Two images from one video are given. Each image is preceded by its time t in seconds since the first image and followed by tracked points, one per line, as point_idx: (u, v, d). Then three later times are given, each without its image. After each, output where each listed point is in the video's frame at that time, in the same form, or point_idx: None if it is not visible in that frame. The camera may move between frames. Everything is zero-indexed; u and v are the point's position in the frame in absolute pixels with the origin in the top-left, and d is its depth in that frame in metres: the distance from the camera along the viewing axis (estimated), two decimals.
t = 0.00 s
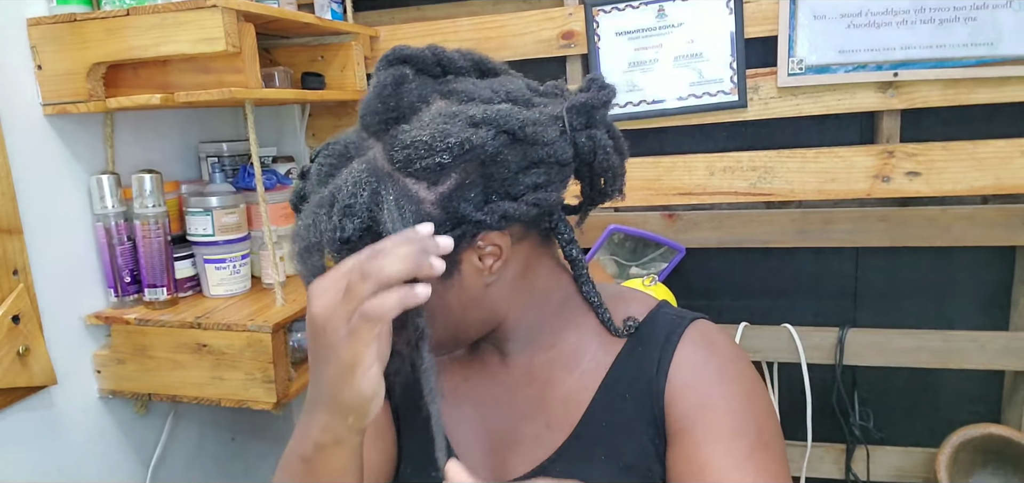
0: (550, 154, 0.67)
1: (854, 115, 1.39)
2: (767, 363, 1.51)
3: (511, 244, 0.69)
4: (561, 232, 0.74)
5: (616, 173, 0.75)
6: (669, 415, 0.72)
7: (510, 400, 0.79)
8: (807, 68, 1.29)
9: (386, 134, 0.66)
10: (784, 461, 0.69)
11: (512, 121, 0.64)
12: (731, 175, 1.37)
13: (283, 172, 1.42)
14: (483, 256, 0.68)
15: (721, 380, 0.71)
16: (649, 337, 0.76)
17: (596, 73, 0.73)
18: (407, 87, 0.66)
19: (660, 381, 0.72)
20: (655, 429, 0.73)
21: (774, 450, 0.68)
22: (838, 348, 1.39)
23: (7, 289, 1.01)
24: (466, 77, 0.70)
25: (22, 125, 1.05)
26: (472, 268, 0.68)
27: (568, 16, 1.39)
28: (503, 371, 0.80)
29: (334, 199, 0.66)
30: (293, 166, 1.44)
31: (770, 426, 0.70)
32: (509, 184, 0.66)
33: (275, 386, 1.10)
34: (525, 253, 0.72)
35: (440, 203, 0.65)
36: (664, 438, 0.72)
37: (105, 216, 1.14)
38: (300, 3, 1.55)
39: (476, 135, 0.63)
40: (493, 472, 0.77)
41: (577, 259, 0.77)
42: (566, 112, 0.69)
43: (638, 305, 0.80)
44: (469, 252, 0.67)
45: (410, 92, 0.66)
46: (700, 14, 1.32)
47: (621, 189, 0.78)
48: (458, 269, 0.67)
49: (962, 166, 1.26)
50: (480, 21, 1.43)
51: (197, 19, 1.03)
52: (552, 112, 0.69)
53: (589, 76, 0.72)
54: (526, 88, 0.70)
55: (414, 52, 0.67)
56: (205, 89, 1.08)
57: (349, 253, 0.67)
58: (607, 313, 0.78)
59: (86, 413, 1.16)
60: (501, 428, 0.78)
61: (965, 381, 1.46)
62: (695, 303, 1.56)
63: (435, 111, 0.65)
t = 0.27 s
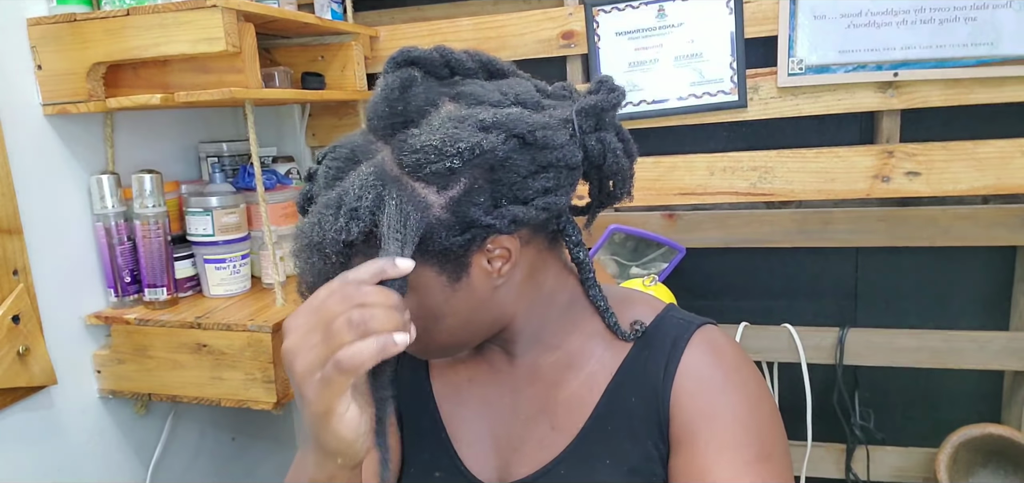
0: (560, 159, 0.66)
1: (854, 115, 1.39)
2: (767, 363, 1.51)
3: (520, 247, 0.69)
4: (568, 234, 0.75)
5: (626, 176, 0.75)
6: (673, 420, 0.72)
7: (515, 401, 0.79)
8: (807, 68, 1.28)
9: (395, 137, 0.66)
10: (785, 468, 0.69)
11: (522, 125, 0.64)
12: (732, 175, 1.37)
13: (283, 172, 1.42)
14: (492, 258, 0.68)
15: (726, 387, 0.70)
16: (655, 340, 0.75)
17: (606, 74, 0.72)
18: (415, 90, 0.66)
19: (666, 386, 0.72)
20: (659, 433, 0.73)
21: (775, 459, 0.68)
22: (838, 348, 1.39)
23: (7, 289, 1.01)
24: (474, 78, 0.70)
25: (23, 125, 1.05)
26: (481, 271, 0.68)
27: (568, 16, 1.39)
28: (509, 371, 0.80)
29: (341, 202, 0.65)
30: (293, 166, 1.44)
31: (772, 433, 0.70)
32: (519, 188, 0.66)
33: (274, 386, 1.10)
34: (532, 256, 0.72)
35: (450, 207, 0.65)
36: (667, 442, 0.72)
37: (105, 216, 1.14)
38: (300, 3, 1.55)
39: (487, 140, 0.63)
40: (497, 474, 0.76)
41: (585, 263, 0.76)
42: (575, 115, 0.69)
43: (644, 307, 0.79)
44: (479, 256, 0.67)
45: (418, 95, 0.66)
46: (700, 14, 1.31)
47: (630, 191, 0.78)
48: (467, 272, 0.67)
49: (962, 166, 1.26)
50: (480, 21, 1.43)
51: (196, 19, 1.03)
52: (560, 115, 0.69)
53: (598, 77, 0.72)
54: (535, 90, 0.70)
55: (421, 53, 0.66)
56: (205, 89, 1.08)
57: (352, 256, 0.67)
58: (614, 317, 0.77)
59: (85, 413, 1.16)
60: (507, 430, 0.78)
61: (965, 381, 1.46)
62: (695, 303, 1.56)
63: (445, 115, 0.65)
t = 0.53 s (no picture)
0: (570, 157, 0.66)
1: (854, 115, 1.39)
2: (767, 363, 1.51)
3: (529, 245, 0.69)
4: (573, 233, 0.73)
5: (632, 175, 0.76)
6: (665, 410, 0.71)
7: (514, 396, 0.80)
8: (807, 68, 1.28)
9: (406, 135, 0.66)
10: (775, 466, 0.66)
11: (533, 123, 0.64)
12: (732, 175, 1.36)
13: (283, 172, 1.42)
14: (500, 256, 0.68)
15: (717, 379, 0.69)
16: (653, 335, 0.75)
17: (613, 74, 0.72)
18: (427, 87, 0.66)
19: (660, 377, 0.72)
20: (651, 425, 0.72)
21: (765, 454, 0.66)
22: (838, 349, 1.39)
23: (7, 289, 1.01)
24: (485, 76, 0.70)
25: (23, 126, 1.05)
26: (489, 268, 0.68)
27: (568, 17, 1.39)
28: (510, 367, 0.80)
29: (352, 198, 0.66)
30: (293, 166, 1.44)
31: (764, 429, 0.67)
32: (529, 186, 0.65)
33: (274, 386, 1.10)
34: (540, 254, 0.72)
35: (461, 204, 0.65)
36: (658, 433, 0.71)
37: (105, 216, 1.14)
38: (301, 3, 1.55)
39: (498, 138, 0.63)
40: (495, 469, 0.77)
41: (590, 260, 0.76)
42: (585, 114, 0.69)
43: (646, 306, 0.79)
44: (488, 253, 0.67)
45: (430, 93, 0.65)
46: (700, 14, 1.31)
47: (637, 189, 0.78)
48: (476, 269, 0.67)
49: (963, 166, 1.26)
50: (481, 21, 1.43)
51: (197, 18, 1.03)
52: (571, 114, 0.68)
53: (606, 77, 0.71)
54: (545, 89, 0.70)
55: (434, 51, 0.66)
56: (205, 89, 1.08)
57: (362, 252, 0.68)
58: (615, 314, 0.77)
59: (85, 413, 1.16)
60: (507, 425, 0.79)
61: (965, 382, 1.46)
62: (695, 303, 1.56)
63: (456, 112, 0.65)
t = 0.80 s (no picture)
0: (553, 161, 0.66)
1: (854, 115, 1.39)
2: (768, 363, 1.51)
3: (514, 248, 0.70)
4: (562, 235, 0.74)
5: (620, 177, 0.75)
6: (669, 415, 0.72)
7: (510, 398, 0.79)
8: (807, 68, 1.28)
9: (387, 141, 0.66)
10: (781, 464, 0.69)
11: (515, 128, 0.64)
12: (732, 175, 1.37)
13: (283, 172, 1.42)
14: (485, 260, 0.68)
15: (721, 382, 0.70)
16: (650, 335, 0.75)
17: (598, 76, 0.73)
18: (408, 93, 0.65)
19: (662, 380, 0.72)
20: (655, 427, 0.73)
21: (772, 455, 0.68)
22: (838, 348, 1.39)
23: (7, 289, 1.01)
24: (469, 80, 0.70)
25: (23, 126, 1.05)
26: (474, 272, 0.68)
27: (568, 17, 1.39)
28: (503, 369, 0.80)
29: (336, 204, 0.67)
30: (293, 166, 1.44)
31: (769, 429, 0.70)
32: (512, 191, 0.65)
33: (274, 386, 1.10)
34: (527, 257, 0.72)
35: (442, 210, 0.65)
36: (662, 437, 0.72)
37: (105, 216, 1.14)
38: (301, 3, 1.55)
39: (479, 143, 0.63)
40: (494, 471, 0.76)
41: (581, 261, 0.76)
42: (567, 118, 0.69)
43: (639, 305, 0.79)
44: (472, 257, 0.68)
45: (411, 99, 0.65)
46: (700, 14, 1.31)
47: (625, 190, 0.77)
48: (460, 273, 0.68)
49: (963, 166, 1.26)
50: (481, 21, 1.43)
51: (196, 18, 1.03)
52: (554, 117, 0.68)
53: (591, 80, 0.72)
54: (528, 92, 0.69)
55: (414, 56, 0.66)
56: (205, 89, 1.08)
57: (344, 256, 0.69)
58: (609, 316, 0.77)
59: (85, 413, 1.16)
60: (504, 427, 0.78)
61: (965, 381, 1.46)
62: (695, 303, 1.56)
63: (437, 119, 0.65)
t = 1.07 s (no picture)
0: (569, 156, 0.67)
1: (854, 115, 1.39)
2: (768, 363, 1.51)
3: (527, 244, 0.69)
4: (573, 234, 0.73)
5: (633, 177, 0.75)
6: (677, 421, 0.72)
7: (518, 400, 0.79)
8: (807, 68, 1.28)
9: (407, 131, 0.65)
10: (787, 470, 0.69)
11: (534, 122, 0.64)
12: (732, 175, 1.37)
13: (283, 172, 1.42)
14: (499, 254, 0.68)
15: (730, 389, 0.70)
16: (659, 340, 0.75)
17: (614, 77, 0.74)
18: (429, 84, 0.65)
19: (671, 386, 0.72)
20: (663, 432, 0.73)
21: (778, 462, 0.69)
22: (838, 348, 1.39)
23: (7, 289, 1.01)
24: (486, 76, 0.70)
25: (23, 126, 1.05)
26: (488, 266, 0.67)
27: (568, 17, 1.39)
28: (513, 371, 0.80)
29: (349, 192, 0.64)
30: (293, 166, 1.44)
31: (776, 435, 0.70)
32: (527, 184, 0.66)
33: (275, 386, 1.10)
34: (539, 254, 0.72)
35: (459, 201, 0.64)
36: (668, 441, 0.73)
37: (105, 216, 1.14)
38: (301, 3, 1.55)
39: (499, 135, 0.63)
40: (501, 473, 0.76)
41: (588, 263, 0.76)
42: (584, 115, 0.70)
43: (648, 308, 0.79)
44: (487, 251, 0.67)
45: (430, 91, 0.65)
46: (700, 14, 1.32)
47: (637, 191, 0.78)
48: (474, 267, 0.66)
49: (962, 166, 1.26)
50: (481, 21, 1.43)
51: (197, 18, 1.03)
52: (570, 114, 0.69)
53: (607, 80, 0.73)
54: (545, 90, 0.70)
55: (437, 49, 0.66)
56: (206, 89, 1.08)
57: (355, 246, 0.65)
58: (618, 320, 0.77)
59: (85, 413, 1.16)
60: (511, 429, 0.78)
61: (965, 381, 1.46)
62: (695, 303, 1.56)
63: (457, 110, 0.64)
